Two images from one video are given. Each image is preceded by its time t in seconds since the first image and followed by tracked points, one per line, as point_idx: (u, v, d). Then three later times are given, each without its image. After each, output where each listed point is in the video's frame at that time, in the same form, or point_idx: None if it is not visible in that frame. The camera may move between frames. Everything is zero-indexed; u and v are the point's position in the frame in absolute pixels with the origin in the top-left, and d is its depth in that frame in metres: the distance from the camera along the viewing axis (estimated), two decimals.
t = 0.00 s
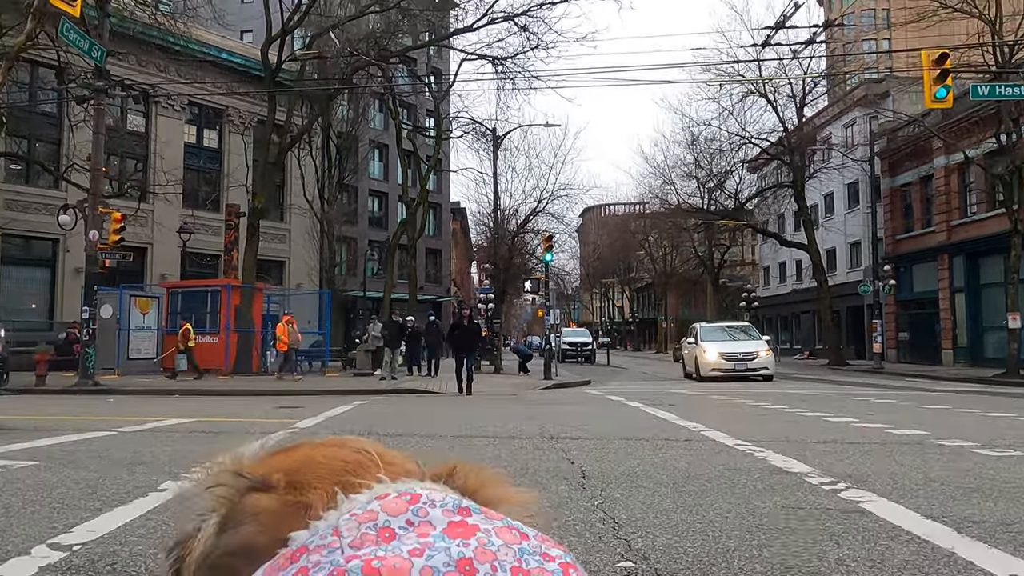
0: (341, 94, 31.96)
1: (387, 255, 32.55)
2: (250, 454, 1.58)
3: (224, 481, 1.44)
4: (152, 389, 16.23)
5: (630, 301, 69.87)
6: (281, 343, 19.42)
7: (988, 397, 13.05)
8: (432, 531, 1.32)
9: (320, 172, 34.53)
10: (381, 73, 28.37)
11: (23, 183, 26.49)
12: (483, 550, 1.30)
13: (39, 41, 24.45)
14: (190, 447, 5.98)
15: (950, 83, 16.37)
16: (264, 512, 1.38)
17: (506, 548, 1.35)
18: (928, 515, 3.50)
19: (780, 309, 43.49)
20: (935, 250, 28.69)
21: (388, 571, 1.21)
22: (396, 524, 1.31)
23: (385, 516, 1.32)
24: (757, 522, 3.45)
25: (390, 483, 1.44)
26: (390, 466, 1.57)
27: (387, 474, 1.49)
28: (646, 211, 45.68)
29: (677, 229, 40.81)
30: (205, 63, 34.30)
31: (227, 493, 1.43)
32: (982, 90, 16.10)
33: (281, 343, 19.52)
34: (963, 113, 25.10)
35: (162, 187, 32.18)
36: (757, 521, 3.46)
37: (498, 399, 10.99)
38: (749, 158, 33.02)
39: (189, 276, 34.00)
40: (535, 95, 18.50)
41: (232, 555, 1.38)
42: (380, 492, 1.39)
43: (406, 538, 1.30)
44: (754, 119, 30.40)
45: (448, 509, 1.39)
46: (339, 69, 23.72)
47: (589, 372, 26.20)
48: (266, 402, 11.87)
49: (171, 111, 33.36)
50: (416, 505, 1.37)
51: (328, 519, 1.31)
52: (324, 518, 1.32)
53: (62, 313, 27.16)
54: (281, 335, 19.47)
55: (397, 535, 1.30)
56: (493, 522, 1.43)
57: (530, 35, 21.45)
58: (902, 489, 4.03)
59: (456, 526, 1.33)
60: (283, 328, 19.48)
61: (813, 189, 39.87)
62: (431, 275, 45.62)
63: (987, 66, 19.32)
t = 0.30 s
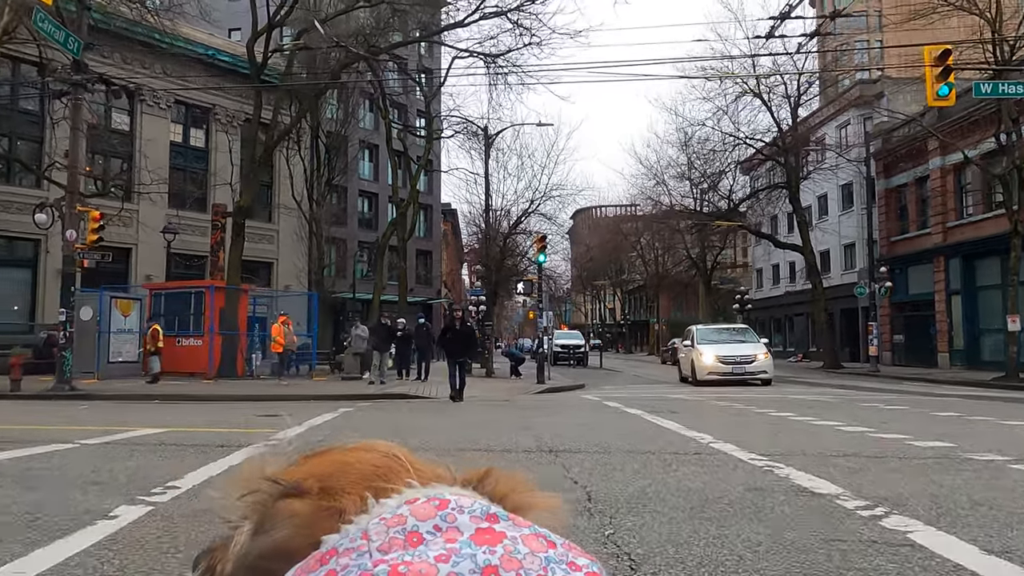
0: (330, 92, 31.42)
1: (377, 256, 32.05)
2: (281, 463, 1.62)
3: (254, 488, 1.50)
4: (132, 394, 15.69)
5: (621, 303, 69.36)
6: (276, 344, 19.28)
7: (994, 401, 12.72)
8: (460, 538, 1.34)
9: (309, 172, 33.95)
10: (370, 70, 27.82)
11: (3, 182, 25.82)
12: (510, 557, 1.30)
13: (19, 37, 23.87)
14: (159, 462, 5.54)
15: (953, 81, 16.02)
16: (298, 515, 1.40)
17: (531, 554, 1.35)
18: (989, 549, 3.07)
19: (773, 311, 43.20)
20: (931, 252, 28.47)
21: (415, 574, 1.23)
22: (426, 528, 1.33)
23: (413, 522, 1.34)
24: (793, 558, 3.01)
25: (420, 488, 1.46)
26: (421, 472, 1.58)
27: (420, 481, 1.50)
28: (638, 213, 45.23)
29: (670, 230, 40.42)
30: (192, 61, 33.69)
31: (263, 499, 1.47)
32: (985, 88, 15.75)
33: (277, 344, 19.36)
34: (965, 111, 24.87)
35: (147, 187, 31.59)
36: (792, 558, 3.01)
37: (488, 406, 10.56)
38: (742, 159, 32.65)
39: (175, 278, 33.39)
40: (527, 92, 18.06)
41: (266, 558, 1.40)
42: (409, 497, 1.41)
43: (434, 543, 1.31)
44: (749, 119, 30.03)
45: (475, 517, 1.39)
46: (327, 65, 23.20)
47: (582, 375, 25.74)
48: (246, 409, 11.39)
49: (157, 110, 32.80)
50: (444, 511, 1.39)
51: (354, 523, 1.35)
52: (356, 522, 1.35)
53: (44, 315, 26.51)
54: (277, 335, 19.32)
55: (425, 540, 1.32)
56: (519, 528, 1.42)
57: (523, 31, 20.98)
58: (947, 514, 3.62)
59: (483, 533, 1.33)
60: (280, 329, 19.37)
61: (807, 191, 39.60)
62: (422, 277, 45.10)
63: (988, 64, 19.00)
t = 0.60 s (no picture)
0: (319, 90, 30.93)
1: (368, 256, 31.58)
2: (298, 471, 1.54)
3: (273, 499, 1.40)
4: (111, 399, 15.14)
5: (614, 305, 69.00)
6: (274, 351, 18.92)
7: (1000, 406, 12.36)
8: (475, 542, 1.22)
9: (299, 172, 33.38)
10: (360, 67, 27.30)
11: None
12: (524, 562, 1.18)
13: None
14: (122, 476, 5.08)
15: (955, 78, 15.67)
16: (316, 522, 1.31)
17: (549, 560, 1.23)
18: None
19: (767, 313, 42.95)
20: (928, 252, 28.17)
21: None
22: (441, 533, 1.21)
23: (428, 526, 1.23)
24: None
25: (435, 493, 1.35)
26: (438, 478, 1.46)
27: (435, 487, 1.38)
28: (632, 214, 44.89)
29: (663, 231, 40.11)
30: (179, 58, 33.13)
31: (280, 506, 1.37)
32: (988, 85, 15.40)
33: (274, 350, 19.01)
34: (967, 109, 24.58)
35: (133, 186, 30.99)
36: None
37: (480, 411, 10.12)
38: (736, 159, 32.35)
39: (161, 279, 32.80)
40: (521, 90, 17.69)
41: (284, 565, 1.30)
42: (425, 502, 1.30)
43: (449, 548, 1.20)
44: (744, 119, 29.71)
45: (491, 521, 1.28)
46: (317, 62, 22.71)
47: (575, 378, 25.26)
48: (227, 414, 10.90)
49: (143, 108, 32.26)
50: (459, 515, 1.26)
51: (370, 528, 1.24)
52: (372, 525, 1.24)
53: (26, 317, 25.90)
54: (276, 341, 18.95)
55: (440, 544, 1.20)
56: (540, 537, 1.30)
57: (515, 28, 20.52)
58: (1009, 547, 3.15)
59: (499, 536, 1.22)
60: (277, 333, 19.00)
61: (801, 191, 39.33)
62: (413, 278, 44.64)
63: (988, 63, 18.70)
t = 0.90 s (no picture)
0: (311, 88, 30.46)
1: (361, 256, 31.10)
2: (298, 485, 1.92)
3: (301, 500, 1.80)
4: (93, 402, 14.65)
5: (610, 306, 68.49)
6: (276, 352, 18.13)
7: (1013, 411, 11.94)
8: (479, 551, 1.54)
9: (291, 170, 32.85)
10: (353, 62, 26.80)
11: None
12: (528, 570, 1.51)
13: None
14: (87, 490, 4.72)
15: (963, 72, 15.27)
16: (312, 532, 1.70)
17: (550, 567, 1.55)
18: None
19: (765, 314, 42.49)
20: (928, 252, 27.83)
21: None
22: (445, 543, 1.55)
23: (433, 538, 1.56)
24: None
25: (440, 502, 1.68)
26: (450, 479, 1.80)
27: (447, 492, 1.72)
28: (629, 213, 44.43)
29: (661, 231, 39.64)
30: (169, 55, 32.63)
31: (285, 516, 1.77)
32: (996, 79, 15.01)
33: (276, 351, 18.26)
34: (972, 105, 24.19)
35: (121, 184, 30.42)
36: None
37: (475, 416, 9.75)
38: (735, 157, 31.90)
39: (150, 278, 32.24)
40: (517, 85, 17.22)
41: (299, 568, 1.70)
42: (431, 512, 1.63)
43: (453, 558, 1.53)
44: (743, 117, 29.30)
45: (495, 530, 1.61)
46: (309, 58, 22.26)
47: (572, 380, 24.71)
48: (212, 418, 10.52)
49: (133, 105, 31.81)
50: (464, 525, 1.59)
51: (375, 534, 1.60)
52: (382, 533, 1.61)
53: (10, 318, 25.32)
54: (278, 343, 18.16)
55: (445, 554, 1.53)
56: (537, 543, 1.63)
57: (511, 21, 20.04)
58: None
59: (502, 548, 1.53)
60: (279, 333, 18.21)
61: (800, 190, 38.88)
62: (407, 278, 44.09)
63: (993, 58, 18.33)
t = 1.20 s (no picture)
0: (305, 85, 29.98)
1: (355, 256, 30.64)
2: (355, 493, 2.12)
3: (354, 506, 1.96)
4: (74, 406, 14.15)
5: (607, 306, 68.03)
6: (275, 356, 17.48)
7: None
8: (468, 554, 1.54)
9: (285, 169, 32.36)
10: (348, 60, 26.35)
11: None
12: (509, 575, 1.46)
13: None
14: (38, 509, 4.26)
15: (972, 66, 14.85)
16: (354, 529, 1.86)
17: None
18: None
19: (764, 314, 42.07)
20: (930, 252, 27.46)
21: None
22: (436, 543, 1.57)
23: (428, 538, 1.58)
24: None
25: (444, 506, 1.71)
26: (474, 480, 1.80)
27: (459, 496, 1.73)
28: (627, 213, 44.01)
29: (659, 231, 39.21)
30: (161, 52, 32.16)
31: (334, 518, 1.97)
32: (1006, 74, 14.59)
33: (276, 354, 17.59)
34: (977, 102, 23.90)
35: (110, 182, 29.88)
36: None
37: (469, 421, 9.35)
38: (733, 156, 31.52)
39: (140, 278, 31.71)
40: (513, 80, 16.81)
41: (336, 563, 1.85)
42: (431, 516, 1.67)
43: (442, 557, 1.52)
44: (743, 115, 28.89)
45: (489, 534, 1.58)
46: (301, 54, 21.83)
47: (569, 382, 24.21)
48: (195, 423, 10.10)
49: (124, 103, 31.34)
50: (459, 527, 1.60)
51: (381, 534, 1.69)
52: (385, 535, 1.69)
53: None
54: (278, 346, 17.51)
55: (435, 554, 1.54)
56: (534, 554, 1.56)
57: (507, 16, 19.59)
58: None
59: (487, 551, 1.51)
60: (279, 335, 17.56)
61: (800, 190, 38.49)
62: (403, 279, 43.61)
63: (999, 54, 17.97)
